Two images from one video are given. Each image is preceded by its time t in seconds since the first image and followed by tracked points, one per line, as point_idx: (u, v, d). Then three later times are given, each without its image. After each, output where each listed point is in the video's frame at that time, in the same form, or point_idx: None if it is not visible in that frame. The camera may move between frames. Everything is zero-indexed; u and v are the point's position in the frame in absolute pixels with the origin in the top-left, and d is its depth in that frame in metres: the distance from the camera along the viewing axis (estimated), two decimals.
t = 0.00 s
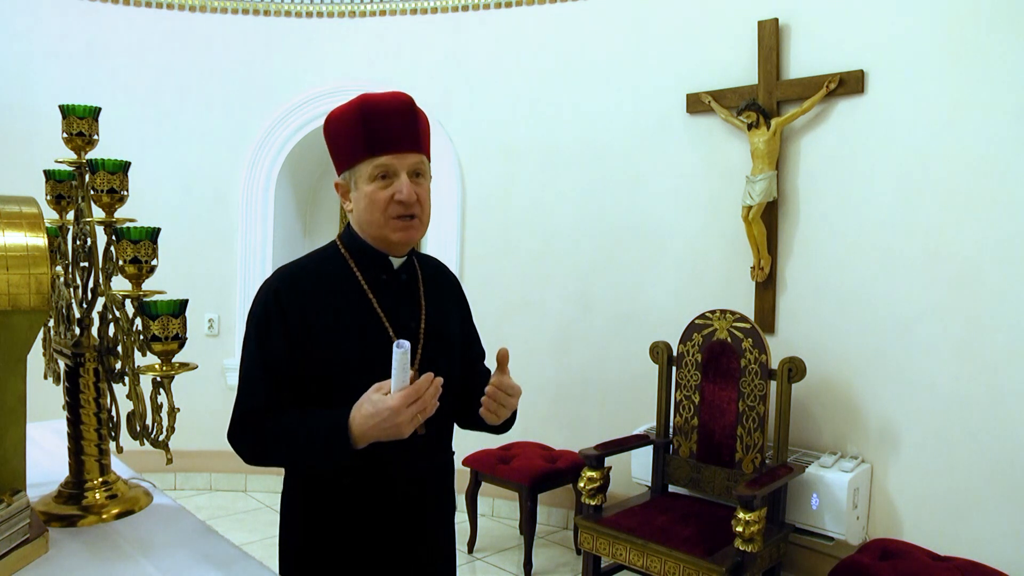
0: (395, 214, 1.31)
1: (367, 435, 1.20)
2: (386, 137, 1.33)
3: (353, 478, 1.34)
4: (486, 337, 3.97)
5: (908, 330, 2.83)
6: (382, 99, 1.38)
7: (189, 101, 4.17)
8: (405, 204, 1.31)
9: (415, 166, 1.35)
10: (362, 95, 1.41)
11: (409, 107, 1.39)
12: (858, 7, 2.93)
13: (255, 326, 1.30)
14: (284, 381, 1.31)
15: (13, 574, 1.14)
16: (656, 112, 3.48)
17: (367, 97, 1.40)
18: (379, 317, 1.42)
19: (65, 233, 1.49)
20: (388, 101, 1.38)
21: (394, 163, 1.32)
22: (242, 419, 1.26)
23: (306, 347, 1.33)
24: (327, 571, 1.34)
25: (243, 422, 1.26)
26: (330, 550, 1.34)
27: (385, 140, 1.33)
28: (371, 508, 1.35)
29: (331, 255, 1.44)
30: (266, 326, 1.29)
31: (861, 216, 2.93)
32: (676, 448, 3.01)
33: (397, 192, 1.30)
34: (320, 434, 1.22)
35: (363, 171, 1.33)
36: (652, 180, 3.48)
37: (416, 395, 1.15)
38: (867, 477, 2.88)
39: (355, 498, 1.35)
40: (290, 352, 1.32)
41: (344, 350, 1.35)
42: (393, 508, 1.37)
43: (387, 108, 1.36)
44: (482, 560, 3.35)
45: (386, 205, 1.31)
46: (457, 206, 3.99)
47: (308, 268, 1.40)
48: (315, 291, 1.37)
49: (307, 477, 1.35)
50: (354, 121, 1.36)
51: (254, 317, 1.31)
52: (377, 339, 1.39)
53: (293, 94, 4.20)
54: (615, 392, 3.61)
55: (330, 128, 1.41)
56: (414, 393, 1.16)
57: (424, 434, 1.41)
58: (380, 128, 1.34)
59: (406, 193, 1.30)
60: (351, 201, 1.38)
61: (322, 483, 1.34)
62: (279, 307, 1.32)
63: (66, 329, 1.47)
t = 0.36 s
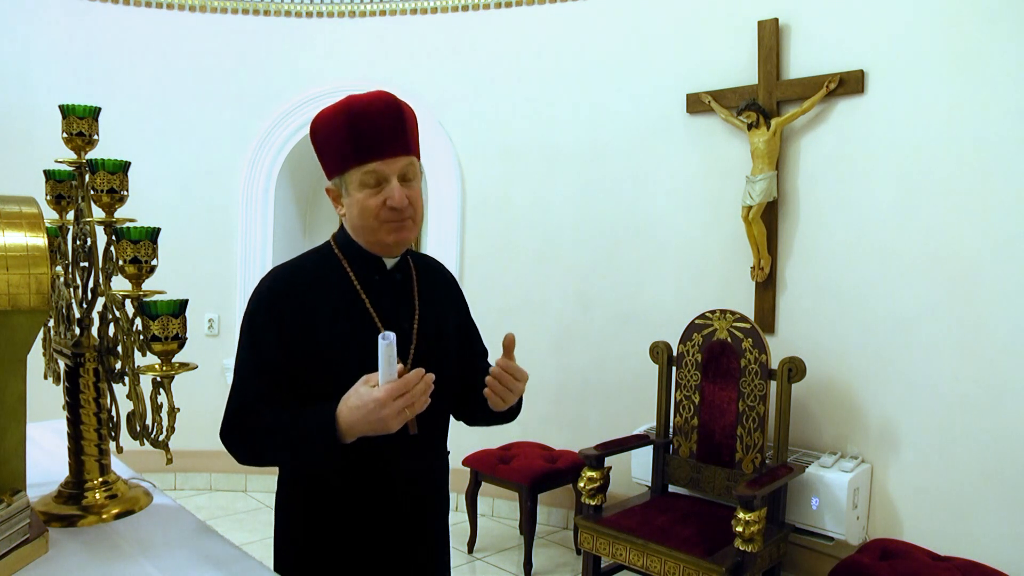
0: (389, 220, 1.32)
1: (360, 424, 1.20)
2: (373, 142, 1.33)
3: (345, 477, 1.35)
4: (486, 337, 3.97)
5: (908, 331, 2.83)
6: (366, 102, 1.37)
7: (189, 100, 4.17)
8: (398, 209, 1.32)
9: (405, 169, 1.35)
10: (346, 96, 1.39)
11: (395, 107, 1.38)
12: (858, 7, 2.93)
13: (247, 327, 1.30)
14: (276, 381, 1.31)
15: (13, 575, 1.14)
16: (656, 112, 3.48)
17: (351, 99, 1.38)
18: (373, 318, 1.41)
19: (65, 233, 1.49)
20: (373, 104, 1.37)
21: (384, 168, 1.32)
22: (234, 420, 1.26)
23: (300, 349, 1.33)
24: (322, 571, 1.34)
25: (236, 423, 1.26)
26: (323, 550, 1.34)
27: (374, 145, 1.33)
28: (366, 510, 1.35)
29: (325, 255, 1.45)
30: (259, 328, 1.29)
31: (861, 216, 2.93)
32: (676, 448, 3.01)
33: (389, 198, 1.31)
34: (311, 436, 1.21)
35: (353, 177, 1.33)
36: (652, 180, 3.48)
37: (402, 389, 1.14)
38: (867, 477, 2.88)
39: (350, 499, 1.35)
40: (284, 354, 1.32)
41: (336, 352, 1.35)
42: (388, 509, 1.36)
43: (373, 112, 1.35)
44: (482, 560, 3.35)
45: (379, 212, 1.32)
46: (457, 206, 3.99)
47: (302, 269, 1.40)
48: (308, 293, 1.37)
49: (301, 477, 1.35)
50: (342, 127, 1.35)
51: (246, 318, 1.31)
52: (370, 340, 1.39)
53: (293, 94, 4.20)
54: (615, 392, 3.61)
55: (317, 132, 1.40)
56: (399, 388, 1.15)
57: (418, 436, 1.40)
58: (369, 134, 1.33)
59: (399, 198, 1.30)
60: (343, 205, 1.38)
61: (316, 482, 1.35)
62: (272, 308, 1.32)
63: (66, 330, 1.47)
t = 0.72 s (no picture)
0: (382, 215, 1.31)
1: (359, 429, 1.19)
2: (363, 138, 1.33)
3: (342, 478, 1.35)
4: (486, 337, 3.97)
5: (908, 331, 2.83)
6: (354, 100, 1.38)
7: (189, 100, 4.17)
8: (391, 203, 1.31)
9: (397, 163, 1.35)
10: (333, 97, 1.41)
11: (386, 104, 1.38)
12: (858, 7, 2.93)
13: (241, 330, 1.30)
14: (271, 384, 1.31)
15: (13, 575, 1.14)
16: (656, 112, 3.48)
17: (341, 99, 1.39)
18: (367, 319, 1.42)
19: (65, 233, 1.49)
20: (360, 101, 1.38)
21: (375, 164, 1.32)
22: (229, 422, 1.26)
23: (294, 350, 1.33)
24: (322, 572, 1.34)
25: (232, 426, 1.26)
26: (322, 551, 1.34)
27: (363, 141, 1.33)
28: (363, 510, 1.35)
29: (319, 257, 1.45)
30: (253, 329, 1.29)
31: (861, 216, 2.93)
32: (676, 448, 3.01)
33: (381, 193, 1.30)
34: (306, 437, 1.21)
35: (344, 175, 1.33)
36: (652, 179, 3.48)
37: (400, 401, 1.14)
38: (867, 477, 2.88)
39: (346, 500, 1.34)
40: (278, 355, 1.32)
41: (330, 353, 1.35)
42: (386, 510, 1.36)
43: (361, 108, 1.36)
44: (482, 560, 3.35)
45: (371, 207, 1.31)
46: (457, 206, 3.99)
47: (298, 270, 1.40)
48: (301, 295, 1.37)
49: (298, 479, 1.36)
50: (332, 126, 1.36)
51: (240, 321, 1.31)
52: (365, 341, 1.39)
53: (293, 94, 4.20)
54: (615, 392, 3.61)
55: (307, 135, 1.41)
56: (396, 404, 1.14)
57: (414, 437, 1.40)
58: (359, 130, 1.34)
59: (391, 192, 1.30)
60: (336, 206, 1.38)
61: (313, 484, 1.35)
62: (266, 310, 1.32)
63: (66, 329, 1.47)
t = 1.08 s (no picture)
0: (377, 215, 1.31)
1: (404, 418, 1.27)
2: (356, 138, 1.33)
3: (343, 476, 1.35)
4: (486, 337, 3.97)
5: (908, 331, 2.83)
6: (345, 101, 1.37)
7: (189, 100, 4.17)
8: (385, 203, 1.31)
9: (390, 163, 1.35)
10: (326, 98, 1.41)
11: (378, 104, 1.38)
12: (858, 7, 2.93)
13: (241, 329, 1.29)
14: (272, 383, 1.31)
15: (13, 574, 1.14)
16: (656, 112, 3.48)
17: (334, 99, 1.39)
18: (366, 318, 1.42)
19: (65, 233, 1.49)
20: (352, 101, 1.37)
21: (369, 164, 1.32)
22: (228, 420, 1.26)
23: (294, 349, 1.33)
24: (320, 572, 1.34)
25: (232, 424, 1.26)
26: (332, 553, 1.34)
27: (356, 141, 1.33)
28: (363, 509, 1.35)
29: (318, 256, 1.45)
30: (253, 328, 1.29)
31: (861, 216, 2.93)
32: (676, 448, 3.01)
33: (375, 193, 1.30)
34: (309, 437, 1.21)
35: (338, 176, 1.33)
36: (652, 179, 3.48)
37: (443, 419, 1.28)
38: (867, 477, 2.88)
39: (347, 499, 1.35)
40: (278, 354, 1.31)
41: (331, 352, 1.35)
42: (386, 509, 1.36)
43: (353, 109, 1.35)
44: (482, 560, 3.35)
45: (366, 207, 1.31)
46: (457, 206, 3.99)
47: (297, 269, 1.40)
48: (302, 293, 1.37)
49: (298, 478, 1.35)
50: (325, 127, 1.36)
51: (241, 320, 1.30)
52: (365, 340, 1.40)
53: (293, 94, 4.20)
54: (615, 392, 3.61)
55: (302, 135, 1.41)
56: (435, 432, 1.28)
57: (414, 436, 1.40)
58: (352, 131, 1.34)
59: (385, 192, 1.30)
60: (331, 205, 1.38)
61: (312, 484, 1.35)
62: (267, 309, 1.32)
63: (66, 329, 1.47)
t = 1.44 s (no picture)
0: (375, 215, 1.31)
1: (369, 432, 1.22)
2: (353, 140, 1.33)
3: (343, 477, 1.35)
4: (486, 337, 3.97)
5: (908, 331, 2.83)
6: (344, 102, 1.37)
7: (189, 100, 4.17)
8: (383, 204, 1.31)
9: (388, 164, 1.35)
10: (325, 99, 1.41)
11: (375, 105, 1.38)
12: (858, 7, 2.93)
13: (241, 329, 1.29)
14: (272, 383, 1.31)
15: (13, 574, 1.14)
16: (656, 112, 3.48)
17: (331, 101, 1.39)
18: (366, 318, 1.42)
19: (65, 233, 1.49)
20: (350, 103, 1.37)
21: (366, 165, 1.32)
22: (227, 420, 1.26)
23: (294, 349, 1.33)
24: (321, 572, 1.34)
25: (232, 425, 1.26)
26: (332, 553, 1.34)
27: (355, 142, 1.33)
28: (363, 510, 1.35)
29: (318, 256, 1.45)
30: (253, 329, 1.29)
31: (862, 216, 2.93)
32: (676, 448, 3.01)
33: (373, 194, 1.30)
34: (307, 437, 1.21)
35: (336, 177, 1.33)
36: (652, 179, 3.48)
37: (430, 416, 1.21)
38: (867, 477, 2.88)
39: (347, 499, 1.34)
40: (278, 354, 1.31)
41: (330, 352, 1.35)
42: (386, 509, 1.36)
43: (351, 110, 1.35)
44: (482, 560, 3.36)
45: (364, 208, 1.31)
46: (457, 206, 3.99)
47: (297, 269, 1.40)
48: (301, 293, 1.37)
49: (298, 478, 1.35)
50: (323, 129, 1.36)
51: (241, 321, 1.30)
52: (364, 340, 1.40)
53: (293, 95, 4.20)
54: (615, 392, 3.61)
55: (301, 137, 1.41)
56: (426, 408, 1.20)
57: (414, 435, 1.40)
58: (350, 132, 1.34)
59: (383, 193, 1.29)
60: (330, 207, 1.38)
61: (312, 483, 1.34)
62: (267, 309, 1.32)
63: (66, 330, 1.47)
